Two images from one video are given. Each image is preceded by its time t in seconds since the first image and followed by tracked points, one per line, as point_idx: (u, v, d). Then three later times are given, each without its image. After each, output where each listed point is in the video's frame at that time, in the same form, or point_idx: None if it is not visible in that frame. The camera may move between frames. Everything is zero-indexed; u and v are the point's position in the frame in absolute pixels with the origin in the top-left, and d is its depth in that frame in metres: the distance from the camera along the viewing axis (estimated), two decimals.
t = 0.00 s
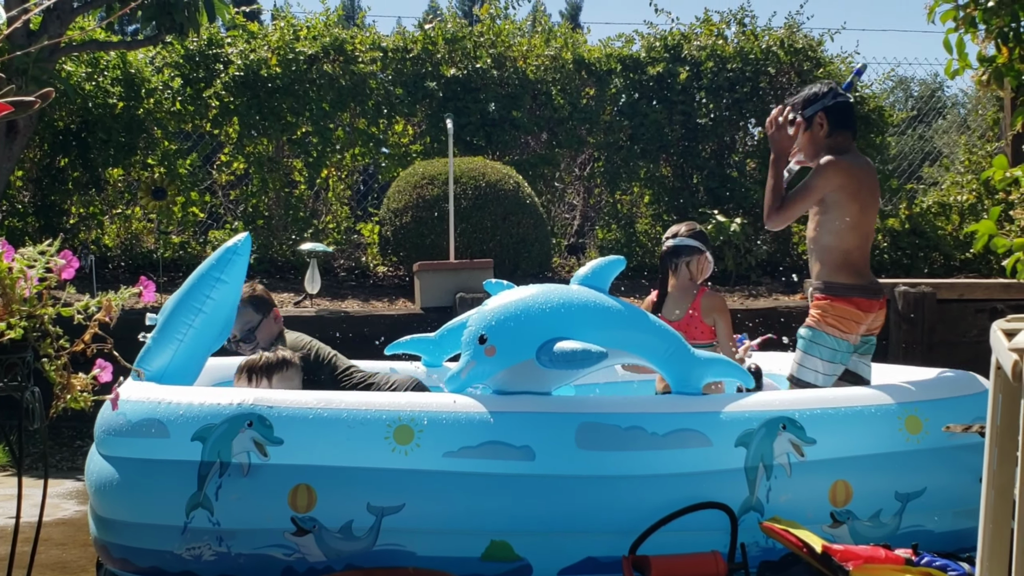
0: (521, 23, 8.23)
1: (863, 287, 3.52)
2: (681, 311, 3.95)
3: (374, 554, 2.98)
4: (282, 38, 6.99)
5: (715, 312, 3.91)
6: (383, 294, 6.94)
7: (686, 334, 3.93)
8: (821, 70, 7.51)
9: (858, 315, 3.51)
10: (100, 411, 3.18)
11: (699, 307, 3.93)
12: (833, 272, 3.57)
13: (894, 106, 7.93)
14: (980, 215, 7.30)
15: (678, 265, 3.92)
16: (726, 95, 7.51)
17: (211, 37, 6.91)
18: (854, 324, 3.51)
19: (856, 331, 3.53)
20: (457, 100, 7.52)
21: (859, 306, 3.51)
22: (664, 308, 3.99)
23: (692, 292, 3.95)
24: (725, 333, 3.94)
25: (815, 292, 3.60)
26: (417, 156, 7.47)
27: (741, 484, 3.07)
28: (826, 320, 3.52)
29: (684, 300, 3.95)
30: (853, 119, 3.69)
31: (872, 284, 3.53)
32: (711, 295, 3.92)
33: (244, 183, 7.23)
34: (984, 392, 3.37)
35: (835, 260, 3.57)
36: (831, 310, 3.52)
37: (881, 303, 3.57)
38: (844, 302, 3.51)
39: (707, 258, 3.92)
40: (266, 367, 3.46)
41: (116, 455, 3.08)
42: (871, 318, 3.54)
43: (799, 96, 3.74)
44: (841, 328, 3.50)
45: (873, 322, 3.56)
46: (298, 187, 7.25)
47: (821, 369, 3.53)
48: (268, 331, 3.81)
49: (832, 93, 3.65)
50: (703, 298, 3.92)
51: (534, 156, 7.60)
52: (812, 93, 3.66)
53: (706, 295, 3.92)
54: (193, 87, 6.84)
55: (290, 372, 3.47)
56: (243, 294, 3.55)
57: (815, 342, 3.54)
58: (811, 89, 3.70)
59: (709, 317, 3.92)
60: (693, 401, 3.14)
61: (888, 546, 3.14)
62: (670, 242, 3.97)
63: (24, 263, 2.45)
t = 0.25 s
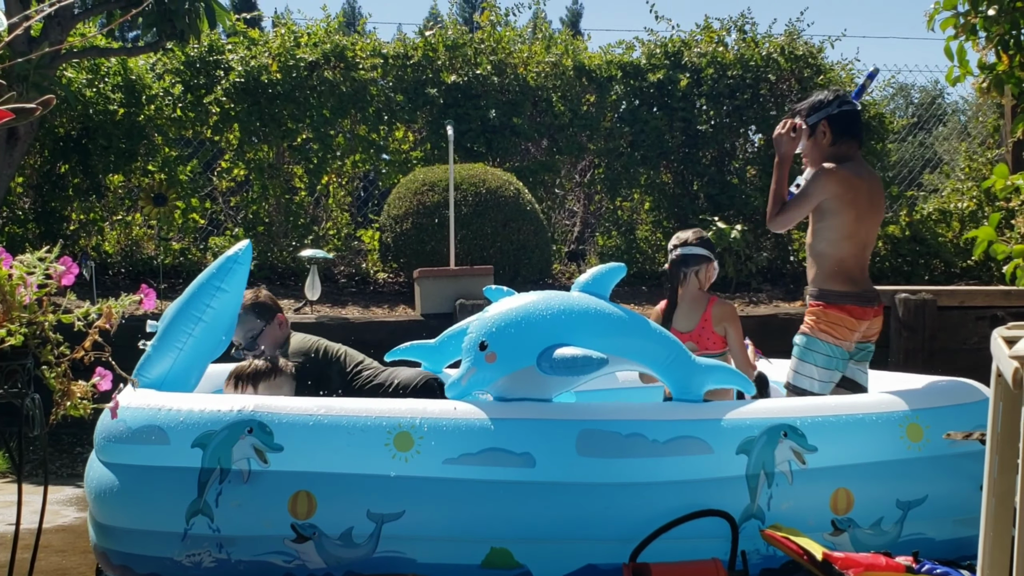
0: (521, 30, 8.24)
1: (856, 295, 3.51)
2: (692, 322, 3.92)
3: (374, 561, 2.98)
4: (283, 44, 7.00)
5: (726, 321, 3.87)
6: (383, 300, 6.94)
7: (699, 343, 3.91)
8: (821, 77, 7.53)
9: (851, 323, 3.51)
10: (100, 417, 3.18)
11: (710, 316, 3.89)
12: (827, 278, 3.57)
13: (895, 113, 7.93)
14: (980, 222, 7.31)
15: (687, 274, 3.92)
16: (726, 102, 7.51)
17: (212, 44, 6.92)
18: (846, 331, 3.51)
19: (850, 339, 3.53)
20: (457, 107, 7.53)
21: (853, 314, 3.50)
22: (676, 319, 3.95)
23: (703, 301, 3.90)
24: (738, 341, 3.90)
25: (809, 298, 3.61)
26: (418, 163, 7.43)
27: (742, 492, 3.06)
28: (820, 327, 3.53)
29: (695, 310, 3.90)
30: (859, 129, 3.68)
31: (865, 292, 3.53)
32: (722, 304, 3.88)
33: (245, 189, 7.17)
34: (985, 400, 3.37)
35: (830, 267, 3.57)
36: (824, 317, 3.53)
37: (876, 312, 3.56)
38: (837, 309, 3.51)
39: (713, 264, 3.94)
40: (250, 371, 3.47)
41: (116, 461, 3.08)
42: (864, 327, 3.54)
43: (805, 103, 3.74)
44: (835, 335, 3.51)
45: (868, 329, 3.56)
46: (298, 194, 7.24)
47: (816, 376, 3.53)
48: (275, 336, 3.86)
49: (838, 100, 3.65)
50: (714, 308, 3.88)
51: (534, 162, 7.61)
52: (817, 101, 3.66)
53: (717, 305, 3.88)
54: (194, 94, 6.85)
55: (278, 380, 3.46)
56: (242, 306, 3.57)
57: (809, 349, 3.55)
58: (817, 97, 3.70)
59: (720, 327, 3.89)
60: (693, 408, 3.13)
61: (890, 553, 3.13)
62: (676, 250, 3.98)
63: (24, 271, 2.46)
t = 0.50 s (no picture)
0: (527, 29, 8.24)
1: (859, 296, 3.51)
2: (712, 320, 3.92)
3: (380, 562, 2.98)
4: (288, 45, 7.00)
5: (746, 320, 3.90)
6: (389, 300, 6.95)
7: (717, 343, 3.92)
8: (828, 77, 7.53)
9: (855, 323, 3.50)
10: (107, 417, 3.18)
11: (731, 314, 3.91)
12: (830, 279, 3.56)
13: (900, 114, 7.93)
14: (986, 223, 7.30)
15: (709, 272, 3.92)
16: (731, 102, 7.51)
17: (218, 44, 6.93)
18: (851, 330, 3.51)
19: (853, 339, 3.52)
20: (463, 107, 7.55)
21: (856, 314, 3.50)
22: (696, 317, 3.93)
23: (723, 300, 3.93)
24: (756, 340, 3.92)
25: (812, 299, 3.61)
26: (423, 163, 7.46)
27: (748, 493, 3.06)
28: (824, 327, 3.53)
29: (716, 308, 3.92)
30: (863, 128, 3.68)
31: (868, 292, 3.52)
32: (742, 302, 3.91)
33: (251, 189, 7.21)
34: (993, 403, 3.36)
35: (833, 268, 3.57)
36: (828, 317, 3.53)
37: (879, 312, 3.55)
38: (840, 309, 3.51)
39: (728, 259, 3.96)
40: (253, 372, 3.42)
41: (123, 461, 3.08)
42: (867, 327, 3.53)
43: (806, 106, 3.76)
44: (839, 335, 3.51)
45: (872, 329, 3.55)
46: (304, 194, 7.25)
47: (820, 376, 3.53)
48: (290, 328, 3.67)
49: (834, 101, 3.66)
50: (735, 305, 3.90)
51: (540, 162, 7.61)
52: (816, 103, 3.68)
53: (738, 303, 3.90)
54: (200, 94, 6.85)
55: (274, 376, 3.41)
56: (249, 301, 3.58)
57: (813, 349, 3.55)
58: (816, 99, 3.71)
59: (739, 325, 3.91)
60: (700, 410, 3.13)
61: (896, 555, 3.13)
62: (696, 250, 3.97)
63: (32, 270, 2.43)
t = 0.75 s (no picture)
0: (527, 28, 8.24)
1: (857, 295, 3.51)
2: (713, 319, 3.92)
3: (380, 560, 2.98)
4: (289, 44, 7.01)
5: (746, 318, 3.90)
6: (389, 299, 6.95)
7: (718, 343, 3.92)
8: (827, 76, 7.49)
9: (850, 321, 3.50)
10: (107, 414, 3.19)
11: (731, 313, 3.91)
12: (827, 279, 3.57)
13: (901, 113, 7.93)
14: (986, 222, 7.31)
15: (711, 272, 3.90)
16: (732, 101, 7.49)
17: (218, 42, 6.93)
18: (846, 329, 3.50)
19: (849, 337, 3.52)
20: (463, 106, 7.54)
21: (851, 313, 3.50)
22: (697, 315, 3.93)
23: (725, 298, 3.93)
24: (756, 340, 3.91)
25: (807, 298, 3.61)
26: (424, 162, 7.45)
27: (748, 491, 3.06)
28: (819, 326, 3.53)
29: (717, 307, 3.91)
30: (856, 127, 3.68)
31: (865, 291, 3.53)
32: (744, 301, 3.90)
33: (251, 188, 7.18)
34: (993, 401, 3.36)
35: (830, 269, 3.57)
36: (823, 316, 3.53)
37: (875, 310, 3.56)
38: (835, 308, 3.51)
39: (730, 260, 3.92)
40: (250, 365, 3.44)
41: (123, 459, 3.09)
42: (863, 326, 3.53)
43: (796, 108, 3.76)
44: (834, 334, 3.50)
45: (867, 327, 3.55)
46: (304, 193, 7.26)
47: (816, 375, 3.53)
48: (273, 332, 3.78)
49: (822, 101, 3.67)
50: (736, 304, 3.90)
51: (540, 162, 7.61)
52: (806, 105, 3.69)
53: (739, 302, 3.89)
54: (200, 93, 6.86)
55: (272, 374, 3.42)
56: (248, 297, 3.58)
57: (809, 348, 3.55)
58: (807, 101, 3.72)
59: (740, 324, 3.90)
60: (700, 408, 3.13)
61: (896, 554, 3.13)
62: (700, 249, 3.94)
63: (32, 268, 2.43)
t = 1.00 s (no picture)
0: (530, 27, 8.24)
1: (863, 293, 3.51)
2: (708, 316, 3.92)
3: (382, 559, 2.98)
4: (291, 42, 7.01)
5: (742, 316, 3.90)
6: (391, 298, 6.95)
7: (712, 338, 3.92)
8: (830, 74, 7.49)
9: (858, 321, 3.50)
10: (110, 413, 3.19)
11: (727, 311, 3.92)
12: (833, 279, 3.56)
13: (903, 112, 7.92)
14: (989, 221, 7.31)
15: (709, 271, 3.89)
16: (734, 100, 7.46)
17: (220, 41, 6.93)
18: (855, 329, 3.50)
19: (856, 337, 3.51)
20: (465, 105, 7.54)
21: (859, 313, 3.49)
22: (692, 313, 3.93)
23: (720, 296, 3.93)
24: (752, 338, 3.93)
25: (814, 298, 3.59)
26: (426, 160, 7.45)
27: (751, 491, 3.06)
28: (827, 325, 3.51)
29: (712, 305, 3.92)
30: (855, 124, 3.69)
31: (871, 290, 3.53)
32: (739, 299, 3.91)
33: (253, 187, 7.17)
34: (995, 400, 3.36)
35: (835, 267, 3.56)
36: (831, 316, 3.51)
37: (881, 310, 3.56)
38: (843, 307, 3.50)
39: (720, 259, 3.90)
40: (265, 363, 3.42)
41: (126, 458, 3.09)
42: (870, 325, 3.53)
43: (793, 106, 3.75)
44: (843, 333, 3.49)
45: (873, 326, 3.55)
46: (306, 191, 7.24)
47: (824, 374, 3.49)
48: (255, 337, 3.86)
49: (824, 99, 3.67)
50: (731, 302, 3.91)
51: (542, 160, 7.62)
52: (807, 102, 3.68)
53: (735, 300, 3.91)
54: (202, 91, 6.86)
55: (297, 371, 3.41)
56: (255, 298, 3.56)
57: (816, 348, 3.52)
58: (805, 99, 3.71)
59: (735, 321, 3.91)
60: (702, 407, 3.13)
61: (898, 553, 3.13)
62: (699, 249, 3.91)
63: (34, 267, 2.43)
